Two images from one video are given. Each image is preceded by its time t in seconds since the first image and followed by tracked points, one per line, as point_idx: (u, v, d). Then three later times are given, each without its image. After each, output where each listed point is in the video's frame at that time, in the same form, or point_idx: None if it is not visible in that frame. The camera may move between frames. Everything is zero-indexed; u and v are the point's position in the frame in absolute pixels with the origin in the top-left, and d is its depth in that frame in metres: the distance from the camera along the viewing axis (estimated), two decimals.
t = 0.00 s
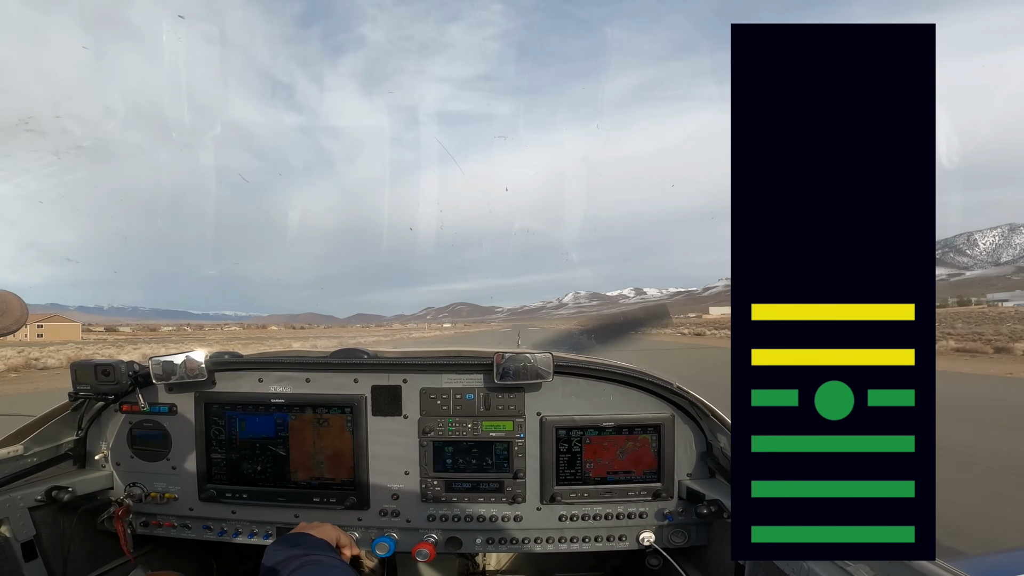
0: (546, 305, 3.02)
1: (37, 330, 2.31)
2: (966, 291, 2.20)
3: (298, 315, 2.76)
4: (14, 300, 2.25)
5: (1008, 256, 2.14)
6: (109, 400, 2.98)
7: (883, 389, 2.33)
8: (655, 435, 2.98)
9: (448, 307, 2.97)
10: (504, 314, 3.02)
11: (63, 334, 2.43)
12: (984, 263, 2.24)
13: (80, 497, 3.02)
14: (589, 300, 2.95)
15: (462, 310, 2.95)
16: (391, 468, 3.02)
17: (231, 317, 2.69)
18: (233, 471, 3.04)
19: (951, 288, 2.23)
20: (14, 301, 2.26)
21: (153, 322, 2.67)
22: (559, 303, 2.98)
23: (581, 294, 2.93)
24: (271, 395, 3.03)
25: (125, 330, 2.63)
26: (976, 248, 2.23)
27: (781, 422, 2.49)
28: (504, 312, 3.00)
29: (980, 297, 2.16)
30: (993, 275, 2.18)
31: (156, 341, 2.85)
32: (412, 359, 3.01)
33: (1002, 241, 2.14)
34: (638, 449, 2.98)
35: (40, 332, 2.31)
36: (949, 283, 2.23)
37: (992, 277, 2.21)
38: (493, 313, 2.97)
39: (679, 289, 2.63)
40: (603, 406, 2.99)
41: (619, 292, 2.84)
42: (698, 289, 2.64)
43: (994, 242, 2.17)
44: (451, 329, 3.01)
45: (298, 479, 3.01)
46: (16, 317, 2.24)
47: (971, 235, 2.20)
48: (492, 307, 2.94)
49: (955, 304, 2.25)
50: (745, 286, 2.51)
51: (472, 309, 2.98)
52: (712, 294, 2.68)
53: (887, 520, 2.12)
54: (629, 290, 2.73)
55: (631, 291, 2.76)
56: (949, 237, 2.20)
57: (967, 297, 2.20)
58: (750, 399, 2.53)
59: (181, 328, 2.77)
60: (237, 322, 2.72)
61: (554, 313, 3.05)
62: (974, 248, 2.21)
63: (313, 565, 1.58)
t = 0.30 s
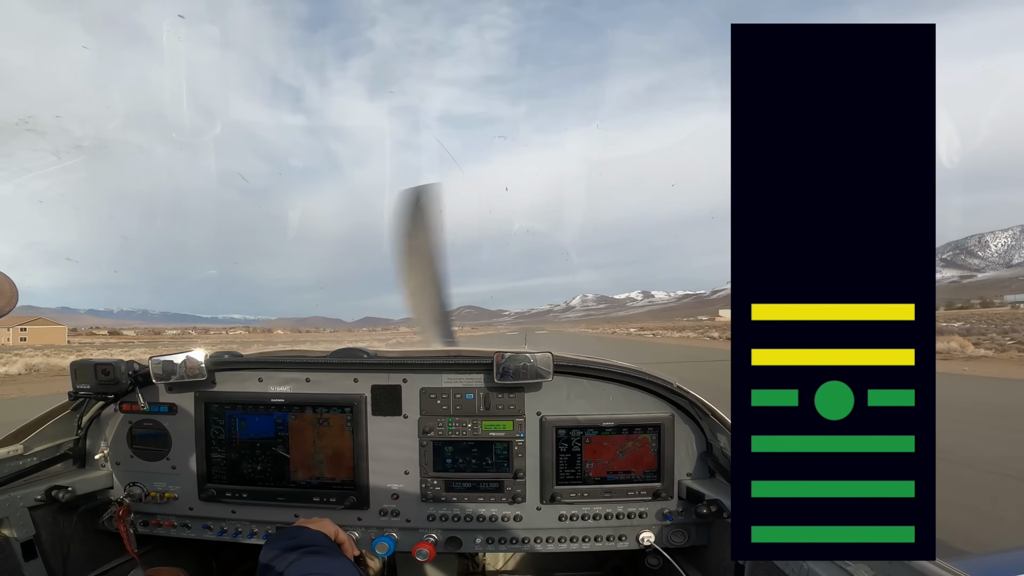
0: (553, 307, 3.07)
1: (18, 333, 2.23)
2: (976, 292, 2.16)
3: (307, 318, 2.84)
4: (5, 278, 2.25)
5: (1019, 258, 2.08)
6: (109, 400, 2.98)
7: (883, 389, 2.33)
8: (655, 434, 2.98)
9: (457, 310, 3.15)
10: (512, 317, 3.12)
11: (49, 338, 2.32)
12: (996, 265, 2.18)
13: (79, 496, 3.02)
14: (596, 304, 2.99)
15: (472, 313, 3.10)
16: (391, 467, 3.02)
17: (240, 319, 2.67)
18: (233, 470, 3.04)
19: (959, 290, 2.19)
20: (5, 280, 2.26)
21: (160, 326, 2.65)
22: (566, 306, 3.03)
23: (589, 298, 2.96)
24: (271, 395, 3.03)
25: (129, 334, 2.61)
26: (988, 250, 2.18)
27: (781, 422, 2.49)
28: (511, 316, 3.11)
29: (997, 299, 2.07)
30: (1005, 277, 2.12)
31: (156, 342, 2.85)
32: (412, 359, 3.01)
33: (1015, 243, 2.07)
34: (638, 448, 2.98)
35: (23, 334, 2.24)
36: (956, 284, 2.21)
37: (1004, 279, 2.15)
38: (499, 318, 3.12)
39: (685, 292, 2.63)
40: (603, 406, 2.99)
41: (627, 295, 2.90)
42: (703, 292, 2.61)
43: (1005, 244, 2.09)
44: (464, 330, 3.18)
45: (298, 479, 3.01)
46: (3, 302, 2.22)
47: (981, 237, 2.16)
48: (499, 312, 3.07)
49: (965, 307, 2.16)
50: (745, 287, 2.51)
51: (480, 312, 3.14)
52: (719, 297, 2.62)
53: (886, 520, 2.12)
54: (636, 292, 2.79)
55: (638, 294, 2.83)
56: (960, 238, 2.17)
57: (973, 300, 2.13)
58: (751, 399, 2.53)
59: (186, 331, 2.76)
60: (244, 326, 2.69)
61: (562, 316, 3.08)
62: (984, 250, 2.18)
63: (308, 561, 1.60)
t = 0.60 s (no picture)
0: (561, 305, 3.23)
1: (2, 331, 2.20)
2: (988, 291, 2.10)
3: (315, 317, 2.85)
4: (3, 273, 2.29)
5: None
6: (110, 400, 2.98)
7: (883, 389, 2.33)
8: (655, 434, 2.98)
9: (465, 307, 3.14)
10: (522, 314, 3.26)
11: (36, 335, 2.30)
12: (1011, 263, 2.14)
13: (79, 497, 3.02)
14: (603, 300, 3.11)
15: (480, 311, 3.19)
16: (391, 467, 3.02)
17: (250, 317, 2.71)
18: (233, 471, 3.04)
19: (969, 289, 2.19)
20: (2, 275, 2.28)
21: (166, 322, 2.67)
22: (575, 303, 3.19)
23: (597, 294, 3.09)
24: (271, 395, 3.03)
25: (134, 331, 2.59)
26: (1002, 248, 2.16)
27: (781, 422, 2.49)
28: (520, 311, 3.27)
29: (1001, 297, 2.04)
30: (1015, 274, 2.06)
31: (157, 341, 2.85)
32: (412, 359, 3.01)
33: None
34: (638, 448, 2.98)
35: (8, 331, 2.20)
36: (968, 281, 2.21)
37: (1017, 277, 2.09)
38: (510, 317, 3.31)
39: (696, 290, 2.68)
40: (603, 406, 2.99)
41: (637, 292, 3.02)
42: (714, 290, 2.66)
43: (1018, 242, 2.09)
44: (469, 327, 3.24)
45: (298, 479, 3.01)
46: None
47: (995, 234, 2.15)
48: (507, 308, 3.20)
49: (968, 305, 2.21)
50: (744, 287, 2.52)
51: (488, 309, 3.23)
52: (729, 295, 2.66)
53: (887, 520, 2.12)
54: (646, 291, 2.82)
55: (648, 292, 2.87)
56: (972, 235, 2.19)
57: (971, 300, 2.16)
58: (751, 399, 2.54)
59: (190, 328, 2.78)
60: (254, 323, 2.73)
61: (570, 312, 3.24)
62: (997, 248, 2.17)
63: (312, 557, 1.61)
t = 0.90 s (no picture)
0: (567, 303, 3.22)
1: None
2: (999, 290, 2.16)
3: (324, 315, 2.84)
4: (14, 272, 2.26)
5: None
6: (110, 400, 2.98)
7: (884, 389, 2.33)
8: (655, 434, 2.98)
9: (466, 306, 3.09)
10: (528, 312, 3.31)
11: (12, 335, 2.33)
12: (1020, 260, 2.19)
13: (79, 497, 3.02)
14: (611, 299, 2.95)
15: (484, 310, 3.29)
16: (391, 467, 3.02)
17: (257, 317, 2.69)
18: (233, 470, 3.04)
19: (979, 286, 2.20)
20: (13, 274, 2.26)
21: (172, 322, 2.66)
22: (581, 302, 3.14)
23: (604, 293, 2.94)
24: (271, 395, 3.03)
25: (135, 330, 2.59)
26: (1011, 245, 2.20)
27: (781, 422, 2.49)
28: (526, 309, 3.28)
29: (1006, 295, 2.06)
30: None
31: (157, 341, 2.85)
32: (412, 359, 3.01)
33: None
34: (638, 449, 2.97)
35: None
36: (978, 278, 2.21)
37: None
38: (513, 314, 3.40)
39: (701, 289, 2.62)
40: (603, 406, 2.99)
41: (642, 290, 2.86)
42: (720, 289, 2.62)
43: None
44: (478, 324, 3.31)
45: (297, 479, 3.00)
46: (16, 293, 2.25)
47: (1005, 233, 2.20)
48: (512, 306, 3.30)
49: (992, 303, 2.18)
50: (745, 287, 2.51)
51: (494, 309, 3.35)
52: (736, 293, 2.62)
53: (887, 520, 2.12)
54: (652, 290, 2.73)
55: (654, 291, 2.76)
56: (983, 232, 2.26)
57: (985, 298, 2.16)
58: (751, 399, 2.53)
59: (191, 327, 2.78)
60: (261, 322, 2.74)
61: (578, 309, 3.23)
62: (1005, 245, 2.22)
63: (313, 557, 1.61)
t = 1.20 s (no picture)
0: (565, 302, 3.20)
1: None
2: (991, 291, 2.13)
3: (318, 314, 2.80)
4: (20, 270, 2.22)
5: None
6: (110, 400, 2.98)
7: (883, 389, 2.33)
8: (655, 434, 2.98)
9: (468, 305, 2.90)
10: (525, 312, 3.26)
11: None
12: (1018, 261, 2.13)
13: (79, 497, 3.02)
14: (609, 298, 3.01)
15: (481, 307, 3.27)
16: (391, 467, 3.02)
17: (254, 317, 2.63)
18: (233, 471, 3.04)
19: (974, 287, 2.17)
20: (19, 271, 2.22)
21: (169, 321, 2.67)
22: (579, 301, 3.14)
23: (601, 293, 3.00)
24: (271, 395, 3.03)
25: (127, 328, 2.58)
26: (1008, 246, 2.15)
27: (781, 422, 2.49)
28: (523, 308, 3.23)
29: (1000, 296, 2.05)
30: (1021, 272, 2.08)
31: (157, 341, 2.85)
32: (412, 359, 3.01)
33: None
34: (638, 449, 2.98)
35: None
36: (976, 279, 2.19)
37: None
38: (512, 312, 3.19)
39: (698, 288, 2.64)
40: (604, 406, 2.99)
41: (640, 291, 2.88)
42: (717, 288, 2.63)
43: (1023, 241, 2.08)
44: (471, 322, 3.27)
45: (298, 479, 3.01)
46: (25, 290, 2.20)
47: (1001, 233, 2.15)
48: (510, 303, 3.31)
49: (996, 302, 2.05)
50: (744, 287, 2.51)
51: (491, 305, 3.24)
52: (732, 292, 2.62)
53: (887, 520, 2.12)
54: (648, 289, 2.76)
55: (651, 291, 2.79)
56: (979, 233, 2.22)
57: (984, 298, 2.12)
58: (751, 399, 2.53)
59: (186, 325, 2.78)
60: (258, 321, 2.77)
61: (574, 309, 3.25)
62: (1003, 246, 2.17)
63: (317, 555, 1.62)
